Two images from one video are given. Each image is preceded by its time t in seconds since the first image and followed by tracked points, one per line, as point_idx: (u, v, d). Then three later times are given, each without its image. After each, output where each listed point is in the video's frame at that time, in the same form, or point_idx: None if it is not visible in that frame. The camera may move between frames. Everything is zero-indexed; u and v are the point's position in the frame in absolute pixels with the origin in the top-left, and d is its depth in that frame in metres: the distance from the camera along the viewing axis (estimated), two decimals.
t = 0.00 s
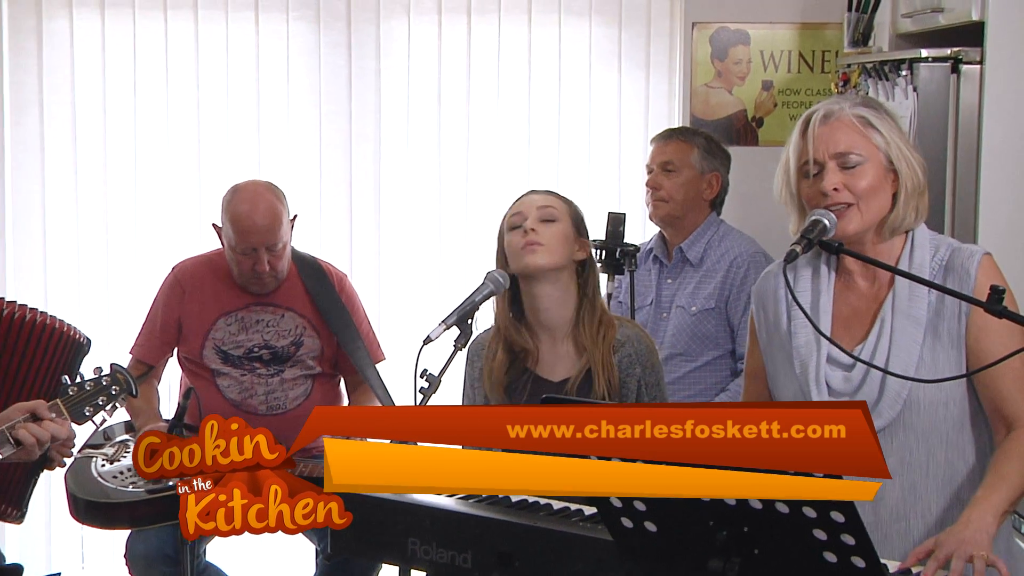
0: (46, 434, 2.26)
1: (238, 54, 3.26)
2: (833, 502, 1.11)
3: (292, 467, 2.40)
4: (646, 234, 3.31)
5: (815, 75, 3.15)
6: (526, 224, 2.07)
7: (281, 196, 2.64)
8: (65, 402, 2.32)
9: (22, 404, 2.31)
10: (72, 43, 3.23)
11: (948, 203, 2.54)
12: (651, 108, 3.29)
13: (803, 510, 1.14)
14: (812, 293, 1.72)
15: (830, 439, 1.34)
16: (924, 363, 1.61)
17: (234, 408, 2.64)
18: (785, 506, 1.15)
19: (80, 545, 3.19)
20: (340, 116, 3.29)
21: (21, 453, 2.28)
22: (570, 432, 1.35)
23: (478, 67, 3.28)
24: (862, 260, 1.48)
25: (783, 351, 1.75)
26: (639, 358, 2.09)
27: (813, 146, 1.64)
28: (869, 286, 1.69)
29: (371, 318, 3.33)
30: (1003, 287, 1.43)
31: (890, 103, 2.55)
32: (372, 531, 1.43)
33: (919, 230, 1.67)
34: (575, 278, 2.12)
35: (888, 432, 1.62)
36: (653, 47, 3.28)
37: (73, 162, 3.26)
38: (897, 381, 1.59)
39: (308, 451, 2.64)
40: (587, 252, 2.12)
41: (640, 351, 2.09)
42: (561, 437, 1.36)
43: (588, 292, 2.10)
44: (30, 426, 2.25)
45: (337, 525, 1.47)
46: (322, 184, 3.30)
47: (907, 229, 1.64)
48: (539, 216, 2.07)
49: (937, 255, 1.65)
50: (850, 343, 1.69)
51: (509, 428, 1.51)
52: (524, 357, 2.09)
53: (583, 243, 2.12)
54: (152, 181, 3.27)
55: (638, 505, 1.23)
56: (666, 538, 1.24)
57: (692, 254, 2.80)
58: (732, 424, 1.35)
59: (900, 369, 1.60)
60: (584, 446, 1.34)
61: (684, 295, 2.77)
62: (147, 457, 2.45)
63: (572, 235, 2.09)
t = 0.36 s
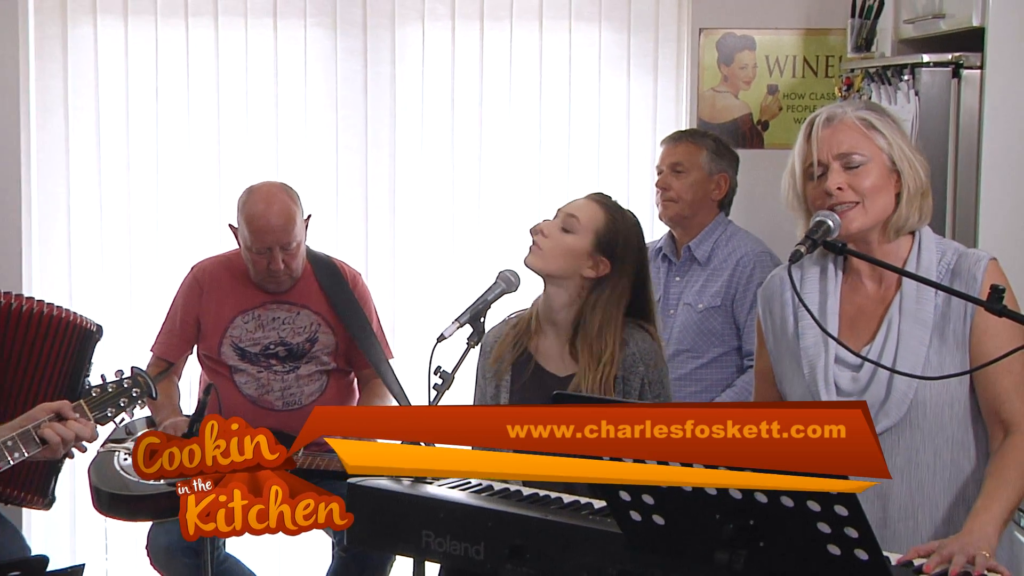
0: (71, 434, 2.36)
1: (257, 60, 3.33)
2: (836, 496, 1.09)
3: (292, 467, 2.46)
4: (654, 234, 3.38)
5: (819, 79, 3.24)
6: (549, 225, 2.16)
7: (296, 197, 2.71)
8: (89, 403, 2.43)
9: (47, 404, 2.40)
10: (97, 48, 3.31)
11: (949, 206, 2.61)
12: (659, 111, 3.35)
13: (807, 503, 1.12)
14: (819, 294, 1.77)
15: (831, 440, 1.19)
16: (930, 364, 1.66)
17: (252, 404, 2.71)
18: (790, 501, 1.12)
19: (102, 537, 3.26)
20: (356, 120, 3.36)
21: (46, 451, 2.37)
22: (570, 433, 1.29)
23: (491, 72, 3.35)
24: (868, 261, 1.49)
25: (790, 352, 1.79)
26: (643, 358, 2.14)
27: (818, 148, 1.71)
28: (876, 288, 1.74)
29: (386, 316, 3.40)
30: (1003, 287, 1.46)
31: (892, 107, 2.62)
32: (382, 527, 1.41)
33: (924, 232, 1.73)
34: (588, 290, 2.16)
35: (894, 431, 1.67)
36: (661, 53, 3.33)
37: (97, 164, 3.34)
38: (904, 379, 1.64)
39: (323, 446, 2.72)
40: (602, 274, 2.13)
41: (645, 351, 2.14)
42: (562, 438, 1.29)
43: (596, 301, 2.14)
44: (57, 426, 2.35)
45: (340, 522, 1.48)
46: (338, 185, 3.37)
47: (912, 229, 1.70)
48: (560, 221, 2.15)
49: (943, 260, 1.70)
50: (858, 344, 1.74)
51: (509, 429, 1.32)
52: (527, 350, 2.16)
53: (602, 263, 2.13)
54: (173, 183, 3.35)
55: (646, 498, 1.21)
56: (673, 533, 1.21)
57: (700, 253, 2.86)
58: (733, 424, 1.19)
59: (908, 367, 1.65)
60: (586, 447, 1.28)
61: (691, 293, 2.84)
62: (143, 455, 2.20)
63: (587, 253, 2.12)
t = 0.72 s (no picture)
0: (96, 423, 2.46)
1: (274, 64, 3.41)
2: (837, 489, 1.18)
3: (294, 467, 2.63)
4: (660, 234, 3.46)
5: (822, 83, 3.30)
6: (575, 232, 2.22)
7: (307, 200, 2.78)
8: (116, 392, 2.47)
9: (76, 395, 2.52)
10: (120, 54, 3.40)
11: (948, 207, 2.67)
12: (665, 114, 3.44)
13: (810, 496, 1.20)
14: (827, 288, 1.81)
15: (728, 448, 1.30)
16: (933, 356, 1.71)
17: (268, 399, 2.78)
18: (793, 494, 1.22)
19: (123, 529, 3.34)
20: (371, 123, 3.44)
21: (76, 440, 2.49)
22: (573, 432, 1.40)
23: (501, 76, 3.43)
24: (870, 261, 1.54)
25: (798, 346, 1.82)
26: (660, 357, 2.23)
27: (816, 154, 1.77)
28: (881, 284, 1.79)
29: (399, 313, 3.48)
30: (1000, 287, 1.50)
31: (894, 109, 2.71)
32: (398, 514, 1.57)
33: (926, 228, 1.80)
34: (608, 297, 2.24)
35: (899, 421, 1.72)
36: (667, 58, 3.42)
37: (119, 166, 3.42)
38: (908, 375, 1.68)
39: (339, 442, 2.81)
40: (624, 284, 2.22)
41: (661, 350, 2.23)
42: (566, 437, 1.42)
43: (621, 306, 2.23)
44: (81, 416, 2.46)
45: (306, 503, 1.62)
46: (352, 186, 3.45)
47: (913, 226, 1.76)
48: (586, 232, 2.20)
49: (946, 252, 1.78)
50: (864, 339, 1.79)
51: (510, 430, 1.56)
52: (545, 347, 2.22)
53: (625, 273, 2.21)
54: (194, 183, 3.43)
55: (653, 491, 1.31)
56: (680, 524, 1.31)
57: (706, 253, 2.94)
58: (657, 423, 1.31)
59: (912, 363, 1.70)
60: (587, 446, 1.37)
61: (698, 292, 2.92)
62: (145, 458, 2.63)
63: (611, 262, 2.20)
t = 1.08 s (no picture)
0: (115, 409, 2.54)
1: (291, 68, 3.50)
2: (840, 482, 1.24)
3: (300, 470, 2.77)
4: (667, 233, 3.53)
5: (824, 86, 3.38)
6: (591, 236, 2.30)
7: (328, 200, 2.87)
8: (138, 379, 2.55)
9: (94, 382, 2.59)
10: (142, 58, 3.47)
11: (949, 208, 2.75)
12: (672, 116, 3.51)
13: (813, 488, 1.27)
14: (828, 287, 1.87)
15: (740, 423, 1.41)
16: (933, 352, 1.76)
17: (287, 394, 2.87)
18: (797, 487, 1.28)
19: (146, 521, 3.42)
20: (385, 125, 3.51)
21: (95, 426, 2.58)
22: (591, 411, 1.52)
23: (512, 80, 3.51)
24: (871, 260, 1.60)
25: (801, 342, 1.88)
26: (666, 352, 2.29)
27: (817, 164, 1.83)
28: (883, 282, 1.85)
29: (413, 310, 3.55)
30: (999, 285, 1.56)
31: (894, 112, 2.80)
32: (410, 509, 1.69)
33: (927, 228, 1.87)
34: (619, 297, 2.34)
35: (899, 416, 1.77)
36: (674, 61, 3.49)
37: (141, 167, 3.50)
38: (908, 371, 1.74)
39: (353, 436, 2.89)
40: (636, 284, 2.31)
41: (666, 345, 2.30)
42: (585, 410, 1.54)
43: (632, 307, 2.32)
44: (100, 403, 2.53)
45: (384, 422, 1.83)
46: (367, 186, 3.53)
47: (912, 226, 1.82)
48: (603, 236, 2.28)
49: (946, 252, 1.84)
50: (865, 335, 1.84)
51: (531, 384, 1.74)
52: (555, 346, 2.30)
53: (638, 275, 2.30)
54: (214, 184, 3.51)
55: (660, 484, 1.39)
56: (687, 514, 1.39)
57: (714, 253, 3.01)
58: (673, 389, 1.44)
59: (912, 360, 1.75)
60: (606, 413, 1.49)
61: (705, 292, 2.98)
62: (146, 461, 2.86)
63: (626, 264, 2.29)
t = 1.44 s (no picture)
0: (139, 407, 2.55)
1: (308, 70, 3.58)
2: (843, 473, 1.30)
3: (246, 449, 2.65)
4: (673, 231, 3.61)
5: (827, 88, 3.45)
6: (602, 235, 2.36)
7: (345, 198, 2.96)
8: (159, 377, 2.58)
9: (118, 380, 2.60)
10: (162, 60, 3.56)
11: (947, 207, 2.82)
12: (678, 117, 3.59)
13: (817, 480, 1.32)
14: (825, 276, 1.92)
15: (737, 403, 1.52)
16: (928, 340, 1.81)
17: (303, 387, 2.96)
18: (800, 478, 1.33)
19: (166, 510, 3.50)
20: (399, 125, 3.60)
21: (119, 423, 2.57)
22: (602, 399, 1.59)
23: (522, 81, 3.58)
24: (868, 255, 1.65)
25: (798, 329, 1.94)
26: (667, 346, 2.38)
27: (820, 177, 1.84)
28: (878, 271, 1.90)
29: (427, 306, 3.63)
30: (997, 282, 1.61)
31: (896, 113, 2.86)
32: (419, 500, 1.77)
33: (924, 220, 1.90)
34: (622, 292, 2.42)
35: (892, 401, 1.82)
36: (680, 63, 3.57)
37: (161, 167, 3.58)
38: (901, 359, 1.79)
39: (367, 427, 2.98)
40: (639, 278, 2.41)
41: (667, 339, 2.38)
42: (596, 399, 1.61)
43: (636, 301, 2.41)
44: (125, 400, 2.54)
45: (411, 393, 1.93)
46: (382, 185, 3.61)
47: (913, 218, 1.85)
48: (614, 236, 2.35)
49: (942, 245, 1.87)
50: (860, 321, 1.90)
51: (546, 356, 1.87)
52: (560, 343, 2.37)
53: (641, 269, 2.40)
54: (233, 183, 3.59)
55: (666, 475, 1.44)
56: (692, 504, 1.44)
57: (719, 249, 3.08)
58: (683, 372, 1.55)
59: (905, 349, 1.80)
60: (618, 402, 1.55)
61: (711, 287, 3.06)
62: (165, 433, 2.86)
63: (634, 262, 2.38)
